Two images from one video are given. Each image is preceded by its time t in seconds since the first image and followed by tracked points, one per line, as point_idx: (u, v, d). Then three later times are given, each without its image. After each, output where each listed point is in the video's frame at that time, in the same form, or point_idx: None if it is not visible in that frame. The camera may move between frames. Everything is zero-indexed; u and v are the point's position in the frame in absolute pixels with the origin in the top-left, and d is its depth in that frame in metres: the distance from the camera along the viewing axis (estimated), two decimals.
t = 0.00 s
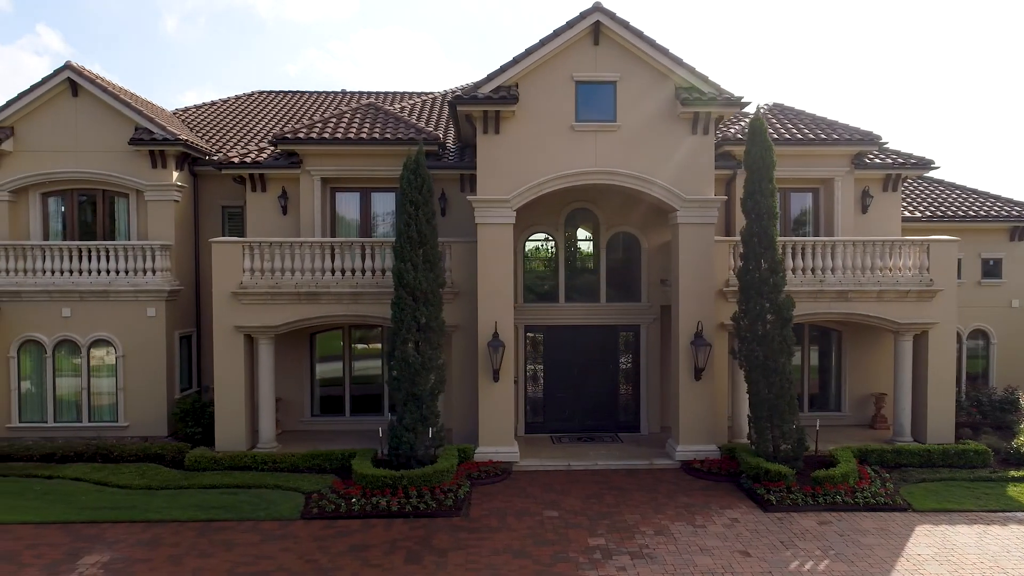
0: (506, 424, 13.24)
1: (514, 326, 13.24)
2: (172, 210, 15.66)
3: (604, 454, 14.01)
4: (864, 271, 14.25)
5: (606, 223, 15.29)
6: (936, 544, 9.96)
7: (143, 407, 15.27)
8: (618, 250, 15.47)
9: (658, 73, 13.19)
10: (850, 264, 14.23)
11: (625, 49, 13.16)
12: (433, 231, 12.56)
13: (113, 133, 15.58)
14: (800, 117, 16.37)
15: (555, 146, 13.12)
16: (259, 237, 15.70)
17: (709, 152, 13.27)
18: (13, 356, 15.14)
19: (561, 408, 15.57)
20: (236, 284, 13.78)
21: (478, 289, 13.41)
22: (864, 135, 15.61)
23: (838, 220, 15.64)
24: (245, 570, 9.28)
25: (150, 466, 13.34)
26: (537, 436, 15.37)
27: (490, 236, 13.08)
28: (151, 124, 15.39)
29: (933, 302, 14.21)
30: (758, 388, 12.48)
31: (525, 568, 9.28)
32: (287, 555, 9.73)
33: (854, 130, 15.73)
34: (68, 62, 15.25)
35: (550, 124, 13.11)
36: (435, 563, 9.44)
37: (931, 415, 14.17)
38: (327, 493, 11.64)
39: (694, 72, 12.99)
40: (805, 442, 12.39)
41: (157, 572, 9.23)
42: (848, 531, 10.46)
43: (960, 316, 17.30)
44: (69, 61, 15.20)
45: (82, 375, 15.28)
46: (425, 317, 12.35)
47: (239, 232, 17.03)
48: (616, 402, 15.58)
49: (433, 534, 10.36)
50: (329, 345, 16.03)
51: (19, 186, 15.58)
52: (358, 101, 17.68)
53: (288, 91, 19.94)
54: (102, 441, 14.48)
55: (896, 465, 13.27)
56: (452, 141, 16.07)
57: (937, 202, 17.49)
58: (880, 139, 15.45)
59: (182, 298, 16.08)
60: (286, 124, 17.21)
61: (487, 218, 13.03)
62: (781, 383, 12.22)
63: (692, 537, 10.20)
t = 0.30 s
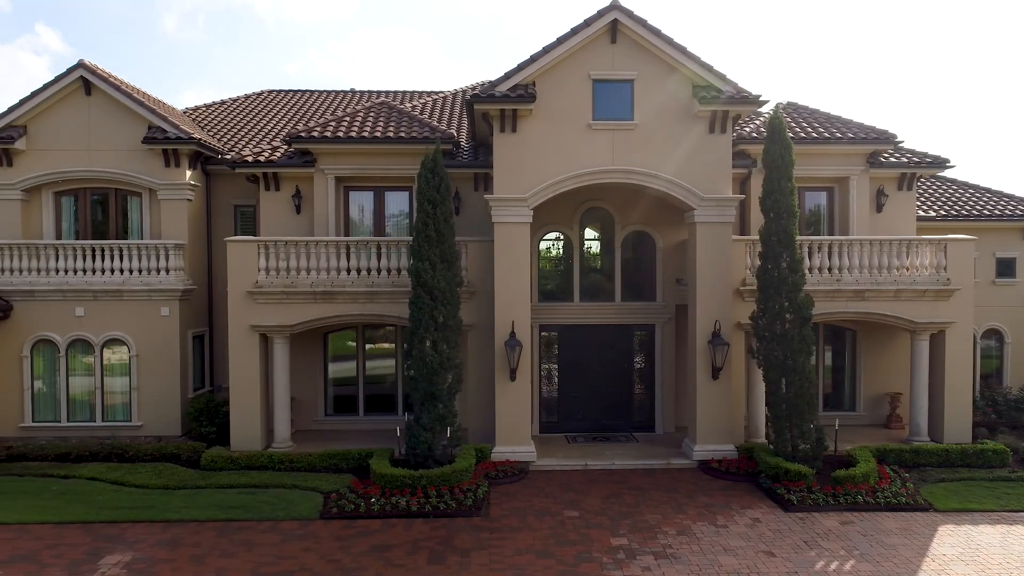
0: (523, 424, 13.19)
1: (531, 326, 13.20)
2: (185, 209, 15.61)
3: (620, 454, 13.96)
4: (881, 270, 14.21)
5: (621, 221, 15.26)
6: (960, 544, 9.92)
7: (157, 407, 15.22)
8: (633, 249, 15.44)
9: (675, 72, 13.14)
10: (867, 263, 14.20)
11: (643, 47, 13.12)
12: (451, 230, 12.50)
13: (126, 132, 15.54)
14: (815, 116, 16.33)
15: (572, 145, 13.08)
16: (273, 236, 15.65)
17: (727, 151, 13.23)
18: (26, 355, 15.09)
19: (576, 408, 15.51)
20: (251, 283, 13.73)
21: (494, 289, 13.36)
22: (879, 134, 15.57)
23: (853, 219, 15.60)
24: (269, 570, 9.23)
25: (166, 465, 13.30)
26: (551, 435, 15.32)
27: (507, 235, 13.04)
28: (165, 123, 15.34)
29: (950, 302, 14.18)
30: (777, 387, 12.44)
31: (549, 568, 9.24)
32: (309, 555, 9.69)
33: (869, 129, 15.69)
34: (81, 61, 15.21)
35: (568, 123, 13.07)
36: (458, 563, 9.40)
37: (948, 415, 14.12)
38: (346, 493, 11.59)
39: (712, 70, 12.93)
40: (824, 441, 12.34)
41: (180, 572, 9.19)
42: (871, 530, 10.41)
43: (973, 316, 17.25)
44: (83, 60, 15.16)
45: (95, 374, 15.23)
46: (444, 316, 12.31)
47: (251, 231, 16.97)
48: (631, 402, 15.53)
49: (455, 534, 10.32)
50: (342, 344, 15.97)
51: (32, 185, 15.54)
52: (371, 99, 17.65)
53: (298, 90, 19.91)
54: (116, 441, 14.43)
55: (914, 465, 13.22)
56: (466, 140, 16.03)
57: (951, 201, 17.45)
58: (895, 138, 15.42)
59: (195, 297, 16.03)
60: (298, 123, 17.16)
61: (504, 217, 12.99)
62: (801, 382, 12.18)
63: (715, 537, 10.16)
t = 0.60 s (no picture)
0: (541, 423, 13.15)
1: (549, 325, 13.17)
2: (200, 208, 15.59)
3: (638, 454, 13.92)
4: (898, 269, 14.19)
5: (637, 221, 15.25)
6: (985, 544, 9.88)
7: (172, 406, 15.20)
8: (648, 248, 15.44)
9: (693, 70, 13.11)
10: (884, 263, 14.17)
11: (661, 46, 13.09)
12: (470, 229, 12.47)
13: (140, 130, 15.51)
14: (830, 114, 16.30)
15: (590, 143, 13.05)
16: (288, 235, 15.63)
17: (745, 150, 13.20)
18: (41, 355, 15.07)
19: (591, 408, 15.46)
20: (268, 282, 13.70)
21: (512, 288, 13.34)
22: (896, 133, 15.53)
23: (869, 218, 15.56)
24: (293, 570, 9.20)
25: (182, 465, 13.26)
26: (567, 435, 15.28)
27: (525, 234, 13.02)
28: (179, 122, 15.30)
29: (968, 301, 14.14)
30: (797, 387, 12.41)
31: (575, 568, 9.21)
32: (333, 555, 9.65)
33: (886, 128, 15.65)
34: (95, 59, 15.18)
35: (586, 122, 13.04)
36: (484, 563, 9.37)
37: (966, 415, 14.08)
38: (366, 493, 11.54)
39: (731, 68, 12.89)
40: (845, 441, 12.31)
41: (204, 572, 9.16)
42: (895, 530, 10.37)
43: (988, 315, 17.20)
44: (97, 59, 15.12)
45: (110, 373, 15.20)
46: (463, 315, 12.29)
47: (265, 230, 16.95)
48: (646, 402, 15.48)
49: (478, 534, 10.28)
50: (357, 343, 15.94)
51: (46, 184, 15.51)
52: (384, 98, 17.61)
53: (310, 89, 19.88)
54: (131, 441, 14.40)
55: (933, 464, 13.18)
56: (480, 139, 16.00)
57: (966, 200, 17.41)
58: (912, 137, 15.38)
59: (209, 296, 16.00)
60: (312, 123, 17.13)
61: (523, 216, 12.96)
62: (821, 382, 12.14)
63: (739, 537, 10.13)
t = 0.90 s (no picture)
0: (560, 423, 13.12)
1: (568, 324, 13.15)
2: (216, 207, 15.56)
3: (656, 454, 13.89)
4: (915, 269, 14.18)
5: (654, 220, 15.23)
6: (1012, 544, 9.85)
7: (188, 406, 15.17)
8: (665, 248, 15.43)
9: (713, 70, 13.08)
10: (902, 262, 14.16)
11: (681, 45, 13.07)
12: (490, 228, 12.44)
13: (156, 129, 15.48)
14: (846, 114, 16.27)
15: (610, 142, 13.02)
16: (303, 234, 15.60)
17: (764, 149, 13.18)
18: (56, 354, 15.04)
19: (608, 408, 15.42)
20: (286, 282, 13.67)
21: (531, 288, 13.32)
22: (913, 132, 15.51)
23: (886, 217, 15.54)
24: (320, 569, 9.18)
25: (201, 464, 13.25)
26: (584, 435, 15.25)
27: (544, 233, 12.99)
28: (195, 121, 15.27)
29: (986, 301, 14.11)
30: (818, 386, 12.38)
31: (603, 568, 9.18)
32: (359, 555, 9.62)
33: (903, 127, 15.63)
34: (111, 58, 15.14)
35: (605, 121, 13.01)
36: (510, 563, 9.35)
37: (985, 414, 14.05)
38: (387, 492, 11.52)
39: (751, 67, 12.86)
40: (865, 440, 12.28)
41: (230, 572, 9.13)
42: (920, 530, 10.35)
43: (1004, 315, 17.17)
44: (113, 57, 15.09)
45: (125, 373, 15.17)
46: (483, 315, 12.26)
47: (279, 229, 16.93)
48: (663, 402, 15.45)
49: (502, 534, 10.26)
50: (373, 343, 15.91)
51: (61, 183, 15.48)
52: (398, 97, 17.58)
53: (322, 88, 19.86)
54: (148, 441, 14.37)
55: (953, 464, 13.15)
56: (496, 138, 15.98)
57: (982, 200, 17.38)
58: (929, 137, 15.36)
59: (224, 295, 15.98)
60: (327, 122, 17.10)
61: (543, 215, 12.94)
62: (843, 381, 12.11)
63: (764, 537, 10.11)
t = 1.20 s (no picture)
0: (579, 422, 13.10)
1: (587, 324, 13.13)
2: (232, 206, 15.55)
3: (675, 453, 13.87)
4: (934, 269, 14.18)
5: (671, 219, 15.24)
6: None
7: (204, 405, 15.16)
8: (681, 247, 15.43)
9: (733, 69, 13.06)
10: (920, 262, 14.16)
11: (700, 44, 13.05)
12: (510, 227, 12.41)
13: (171, 128, 15.45)
14: (863, 113, 16.26)
15: (630, 141, 13.01)
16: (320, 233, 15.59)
17: (784, 147, 13.16)
18: (73, 353, 15.02)
19: (625, 407, 15.39)
20: (304, 281, 13.65)
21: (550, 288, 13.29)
22: (930, 131, 15.49)
23: (903, 217, 15.53)
24: (347, 569, 9.16)
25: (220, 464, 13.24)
26: (601, 434, 15.23)
27: (564, 233, 12.98)
28: (211, 120, 15.24)
29: (1005, 300, 14.10)
30: (839, 386, 12.37)
31: (631, 568, 9.16)
32: (385, 555, 9.61)
33: (920, 126, 15.61)
34: (127, 57, 15.12)
35: (625, 120, 12.99)
36: (538, 563, 9.33)
37: (1003, 414, 14.05)
38: (410, 492, 11.51)
39: (772, 67, 12.83)
40: (887, 440, 12.27)
41: (258, 571, 9.11)
42: (945, 530, 10.33)
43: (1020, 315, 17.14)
44: (130, 56, 15.06)
45: (142, 372, 15.15)
46: (504, 314, 12.23)
47: (294, 228, 16.91)
48: (680, 401, 15.43)
49: (527, 534, 10.24)
50: (389, 343, 15.89)
51: (78, 182, 15.47)
52: (413, 97, 17.58)
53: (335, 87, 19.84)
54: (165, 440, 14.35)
55: (974, 464, 13.13)
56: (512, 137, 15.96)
57: (997, 200, 17.37)
58: (946, 136, 15.35)
59: (240, 295, 15.97)
60: (342, 121, 17.09)
61: (563, 214, 12.92)
62: (864, 381, 12.08)
63: (790, 537, 10.09)
